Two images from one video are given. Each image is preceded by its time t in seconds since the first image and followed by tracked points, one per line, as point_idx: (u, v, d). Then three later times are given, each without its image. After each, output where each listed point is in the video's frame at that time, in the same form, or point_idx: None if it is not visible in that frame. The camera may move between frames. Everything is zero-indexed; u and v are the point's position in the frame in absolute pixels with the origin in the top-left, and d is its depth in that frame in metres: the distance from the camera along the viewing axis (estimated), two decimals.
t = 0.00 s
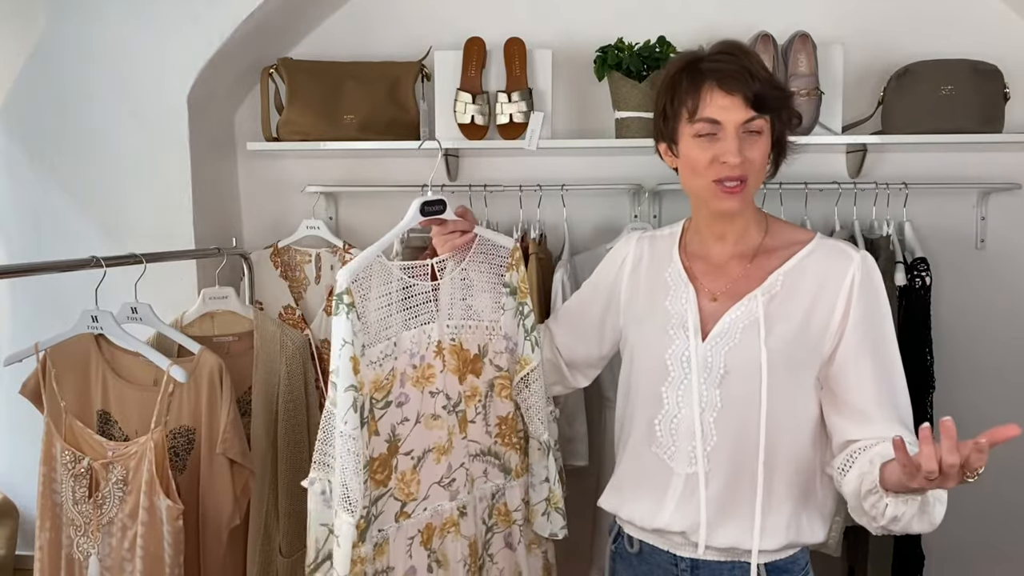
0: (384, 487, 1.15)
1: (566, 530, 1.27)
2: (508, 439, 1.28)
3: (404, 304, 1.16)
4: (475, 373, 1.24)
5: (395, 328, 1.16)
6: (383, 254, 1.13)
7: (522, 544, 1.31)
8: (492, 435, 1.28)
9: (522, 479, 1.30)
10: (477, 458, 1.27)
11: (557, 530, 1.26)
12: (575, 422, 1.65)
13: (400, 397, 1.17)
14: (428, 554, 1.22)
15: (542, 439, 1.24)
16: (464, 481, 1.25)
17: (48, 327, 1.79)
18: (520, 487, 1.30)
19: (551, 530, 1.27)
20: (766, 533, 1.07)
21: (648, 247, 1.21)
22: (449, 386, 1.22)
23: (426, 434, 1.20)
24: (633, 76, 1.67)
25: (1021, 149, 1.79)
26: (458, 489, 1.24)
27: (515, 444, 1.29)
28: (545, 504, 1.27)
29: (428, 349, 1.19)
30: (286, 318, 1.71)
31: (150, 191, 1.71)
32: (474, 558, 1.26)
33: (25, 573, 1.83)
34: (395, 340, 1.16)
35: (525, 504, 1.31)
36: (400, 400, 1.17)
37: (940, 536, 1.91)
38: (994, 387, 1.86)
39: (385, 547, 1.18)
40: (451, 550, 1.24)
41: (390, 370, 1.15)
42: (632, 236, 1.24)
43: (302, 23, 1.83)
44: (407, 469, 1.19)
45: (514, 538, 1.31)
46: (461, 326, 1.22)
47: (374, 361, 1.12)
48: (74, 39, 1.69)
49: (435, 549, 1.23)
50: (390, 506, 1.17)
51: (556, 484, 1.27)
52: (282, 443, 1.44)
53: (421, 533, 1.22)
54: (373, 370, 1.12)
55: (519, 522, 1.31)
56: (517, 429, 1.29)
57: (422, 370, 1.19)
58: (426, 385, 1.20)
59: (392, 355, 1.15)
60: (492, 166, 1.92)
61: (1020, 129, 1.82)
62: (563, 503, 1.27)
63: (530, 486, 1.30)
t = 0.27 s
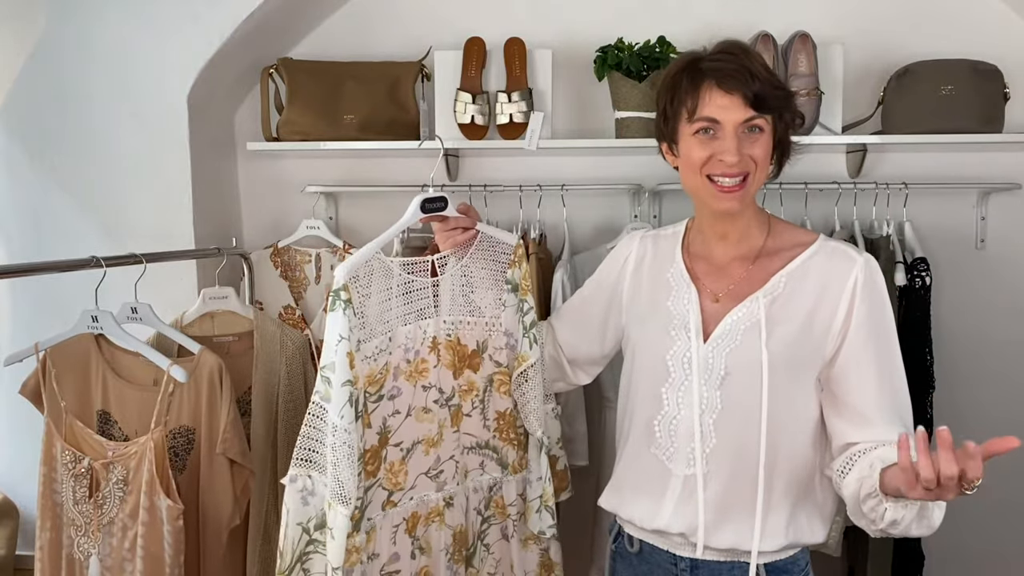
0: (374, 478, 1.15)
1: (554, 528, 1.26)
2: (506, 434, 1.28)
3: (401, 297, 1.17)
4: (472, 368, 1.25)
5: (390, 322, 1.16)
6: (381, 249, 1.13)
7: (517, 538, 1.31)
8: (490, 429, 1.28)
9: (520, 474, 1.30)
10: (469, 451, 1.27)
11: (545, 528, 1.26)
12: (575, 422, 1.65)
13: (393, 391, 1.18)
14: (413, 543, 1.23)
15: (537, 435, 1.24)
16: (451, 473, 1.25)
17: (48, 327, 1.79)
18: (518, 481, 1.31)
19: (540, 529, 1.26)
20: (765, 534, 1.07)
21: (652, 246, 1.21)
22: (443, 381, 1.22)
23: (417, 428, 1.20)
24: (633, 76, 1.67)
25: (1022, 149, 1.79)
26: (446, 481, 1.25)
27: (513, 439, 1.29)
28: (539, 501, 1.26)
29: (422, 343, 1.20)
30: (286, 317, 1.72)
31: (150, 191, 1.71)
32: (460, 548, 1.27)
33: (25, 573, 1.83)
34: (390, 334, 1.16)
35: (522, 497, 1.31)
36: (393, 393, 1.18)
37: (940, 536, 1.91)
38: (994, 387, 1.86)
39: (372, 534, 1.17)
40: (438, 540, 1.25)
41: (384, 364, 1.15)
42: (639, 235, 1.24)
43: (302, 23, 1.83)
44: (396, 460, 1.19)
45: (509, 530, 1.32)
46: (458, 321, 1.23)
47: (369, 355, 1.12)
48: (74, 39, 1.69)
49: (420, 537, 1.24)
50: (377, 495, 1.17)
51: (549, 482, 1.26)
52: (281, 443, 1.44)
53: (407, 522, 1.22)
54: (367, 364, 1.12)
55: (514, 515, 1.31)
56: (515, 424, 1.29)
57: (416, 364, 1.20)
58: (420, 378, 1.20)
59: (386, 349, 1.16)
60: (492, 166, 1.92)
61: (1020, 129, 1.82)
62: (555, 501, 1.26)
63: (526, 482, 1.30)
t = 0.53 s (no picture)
0: (373, 475, 1.16)
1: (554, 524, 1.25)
2: (504, 432, 1.28)
3: (399, 294, 1.19)
4: (471, 365, 1.25)
5: (388, 319, 1.18)
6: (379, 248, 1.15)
7: (508, 534, 1.30)
8: (488, 426, 1.28)
9: (518, 470, 1.30)
10: (467, 449, 1.27)
11: (545, 524, 1.25)
12: (575, 423, 1.65)
13: (390, 388, 1.19)
14: (409, 538, 1.23)
15: (535, 432, 1.23)
16: (450, 470, 1.25)
17: (48, 327, 1.79)
18: (514, 478, 1.30)
19: (540, 525, 1.25)
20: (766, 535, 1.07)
21: (658, 246, 1.21)
22: (441, 378, 1.23)
23: (414, 424, 1.22)
24: (633, 76, 1.67)
25: (1021, 149, 1.79)
26: (443, 477, 1.25)
27: (511, 436, 1.28)
28: (537, 498, 1.26)
29: (420, 341, 1.22)
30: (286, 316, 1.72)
31: (150, 190, 1.71)
32: (455, 543, 1.27)
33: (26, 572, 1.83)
34: (388, 332, 1.18)
35: (517, 493, 1.31)
36: (390, 390, 1.19)
37: (940, 536, 1.91)
38: (994, 387, 1.86)
39: (371, 525, 1.17)
40: (433, 535, 1.25)
41: (381, 361, 1.17)
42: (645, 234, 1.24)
43: (302, 22, 1.83)
44: (392, 456, 1.20)
45: (500, 527, 1.31)
46: (458, 319, 1.23)
47: (367, 353, 1.14)
48: (74, 39, 1.69)
49: (414, 531, 1.23)
50: (376, 491, 1.17)
51: (547, 480, 1.26)
52: (282, 443, 1.44)
53: (402, 516, 1.22)
54: (365, 362, 1.13)
55: (507, 512, 1.30)
56: (514, 422, 1.28)
57: (413, 362, 1.21)
58: (417, 375, 1.22)
59: (384, 347, 1.17)
60: (492, 166, 1.92)
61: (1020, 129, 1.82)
62: (553, 498, 1.26)
63: (523, 479, 1.29)
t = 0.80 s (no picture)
0: (365, 460, 1.16)
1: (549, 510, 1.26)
2: (495, 417, 1.27)
3: (385, 277, 1.18)
4: (460, 351, 1.25)
5: (374, 304, 1.17)
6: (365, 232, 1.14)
7: (503, 520, 1.30)
8: (479, 412, 1.28)
9: (510, 457, 1.29)
10: (457, 434, 1.27)
11: (540, 509, 1.26)
12: (575, 423, 1.65)
13: (378, 372, 1.18)
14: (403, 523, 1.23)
15: (527, 417, 1.23)
16: (440, 455, 1.25)
17: (49, 327, 1.79)
18: (507, 464, 1.29)
19: (536, 509, 1.26)
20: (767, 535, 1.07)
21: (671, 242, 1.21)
22: (429, 363, 1.23)
23: (403, 408, 1.22)
24: (633, 75, 1.67)
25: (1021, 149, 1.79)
26: (434, 463, 1.25)
27: (502, 422, 1.28)
28: (532, 483, 1.26)
29: (408, 326, 1.21)
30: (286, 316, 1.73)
31: (150, 190, 1.71)
32: (448, 529, 1.26)
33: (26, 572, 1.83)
34: (376, 316, 1.17)
35: (511, 480, 1.30)
36: (378, 374, 1.18)
37: (940, 536, 1.92)
38: (994, 387, 1.86)
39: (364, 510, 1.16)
40: (425, 520, 1.25)
41: (369, 345, 1.16)
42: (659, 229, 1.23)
43: (302, 22, 1.83)
44: (382, 442, 1.19)
45: (496, 513, 1.30)
46: (447, 304, 1.23)
47: (353, 337, 1.13)
48: (73, 39, 1.69)
49: (406, 517, 1.23)
50: (366, 476, 1.17)
51: (540, 464, 1.26)
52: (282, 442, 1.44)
53: (393, 502, 1.21)
54: (352, 346, 1.13)
55: (501, 500, 1.29)
56: (505, 408, 1.28)
57: (400, 347, 1.21)
58: (405, 360, 1.21)
59: (371, 332, 1.16)
60: (492, 166, 1.92)
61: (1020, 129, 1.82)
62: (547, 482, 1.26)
63: (517, 462, 1.29)
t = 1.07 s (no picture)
0: (359, 416, 1.18)
1: (526, 478, 1.26)
2: (493, 384, 1.27)
3: (384, 235, 1.18)
4: (460, 317, 1.24)
5: (373, 263, 1.17)
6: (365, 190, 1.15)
7: (501, 488, 1.30)
8: (477, 379, 1.26)
9: (506, 423, 1.29)
10: (456, 400, 1.26)
11: (519, 476, 1.26)
12: (575, 422, 1.65)
13: (376, 331, 1.19)
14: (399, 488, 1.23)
15: (521, 384, 1.24)
16: (441, 419, 1.24)
17: (48, 327, 1.79)
18: (501, 432, 1.29)
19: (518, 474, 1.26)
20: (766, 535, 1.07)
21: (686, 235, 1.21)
22: (430, 326, 1.22)
23: (403, 369, 1.22)
24: (633, 75, 1.67)
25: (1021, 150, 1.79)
26: (433, 428, 1.24)
27: (500, 389, 1.27)
28: (518, 451, 1.26)
29: (408, 287, 1.20)
30: (286, 317, 1.74)
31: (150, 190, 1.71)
32: (447, 496, 1.25)
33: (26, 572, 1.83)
34: (374, 275, 1.17)
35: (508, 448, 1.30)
36: (376, 333, 1.19)
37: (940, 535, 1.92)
38: (994, 387, 1.86)
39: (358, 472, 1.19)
40: (423, 486, 1.24)
41: (366, 303, 1.17)
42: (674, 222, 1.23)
43: (301, 22, 1.83)
44: (380, 400, 1.21)
45: (493, 481, 1.30)
46: (447, 268, 1.22)
47: (349, 293, 1.14)
48: (73, 38, 1.69)
49: (405, 481, 1.23)
50: (363, 434, 1.19)
51: (527, 433, 1.26)
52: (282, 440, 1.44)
53: (392, 462, 1.22)
54: (348, 301, 1.14)
55: (500, 465, 1.30)
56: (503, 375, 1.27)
57: (400, 307, 1.20)
58: (405, 321, 1.21)
59: (368, 290, 1.17)
60: (492, 166, 1.92)
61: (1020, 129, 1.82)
62: (531, 451, 1.26)
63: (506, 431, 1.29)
